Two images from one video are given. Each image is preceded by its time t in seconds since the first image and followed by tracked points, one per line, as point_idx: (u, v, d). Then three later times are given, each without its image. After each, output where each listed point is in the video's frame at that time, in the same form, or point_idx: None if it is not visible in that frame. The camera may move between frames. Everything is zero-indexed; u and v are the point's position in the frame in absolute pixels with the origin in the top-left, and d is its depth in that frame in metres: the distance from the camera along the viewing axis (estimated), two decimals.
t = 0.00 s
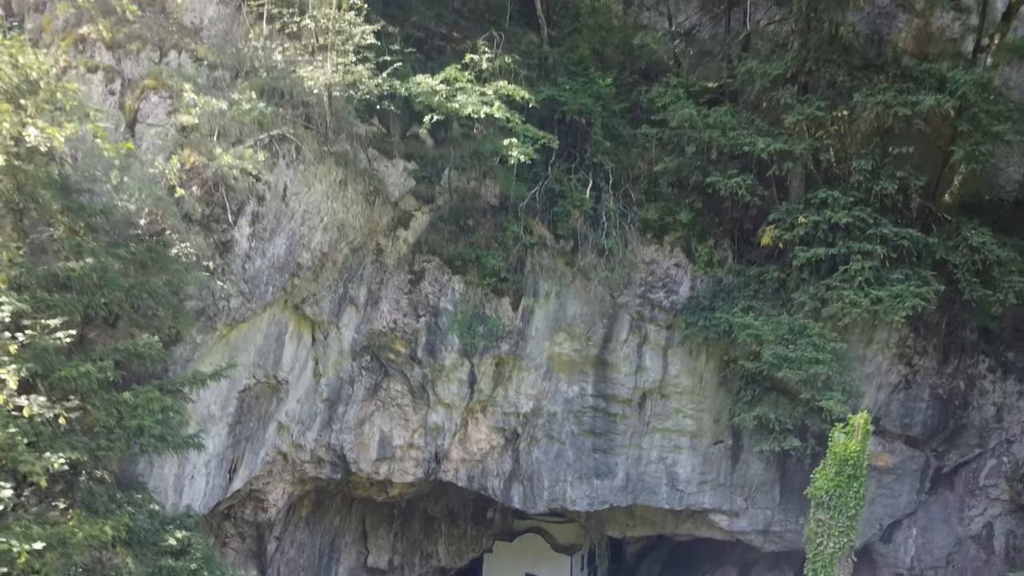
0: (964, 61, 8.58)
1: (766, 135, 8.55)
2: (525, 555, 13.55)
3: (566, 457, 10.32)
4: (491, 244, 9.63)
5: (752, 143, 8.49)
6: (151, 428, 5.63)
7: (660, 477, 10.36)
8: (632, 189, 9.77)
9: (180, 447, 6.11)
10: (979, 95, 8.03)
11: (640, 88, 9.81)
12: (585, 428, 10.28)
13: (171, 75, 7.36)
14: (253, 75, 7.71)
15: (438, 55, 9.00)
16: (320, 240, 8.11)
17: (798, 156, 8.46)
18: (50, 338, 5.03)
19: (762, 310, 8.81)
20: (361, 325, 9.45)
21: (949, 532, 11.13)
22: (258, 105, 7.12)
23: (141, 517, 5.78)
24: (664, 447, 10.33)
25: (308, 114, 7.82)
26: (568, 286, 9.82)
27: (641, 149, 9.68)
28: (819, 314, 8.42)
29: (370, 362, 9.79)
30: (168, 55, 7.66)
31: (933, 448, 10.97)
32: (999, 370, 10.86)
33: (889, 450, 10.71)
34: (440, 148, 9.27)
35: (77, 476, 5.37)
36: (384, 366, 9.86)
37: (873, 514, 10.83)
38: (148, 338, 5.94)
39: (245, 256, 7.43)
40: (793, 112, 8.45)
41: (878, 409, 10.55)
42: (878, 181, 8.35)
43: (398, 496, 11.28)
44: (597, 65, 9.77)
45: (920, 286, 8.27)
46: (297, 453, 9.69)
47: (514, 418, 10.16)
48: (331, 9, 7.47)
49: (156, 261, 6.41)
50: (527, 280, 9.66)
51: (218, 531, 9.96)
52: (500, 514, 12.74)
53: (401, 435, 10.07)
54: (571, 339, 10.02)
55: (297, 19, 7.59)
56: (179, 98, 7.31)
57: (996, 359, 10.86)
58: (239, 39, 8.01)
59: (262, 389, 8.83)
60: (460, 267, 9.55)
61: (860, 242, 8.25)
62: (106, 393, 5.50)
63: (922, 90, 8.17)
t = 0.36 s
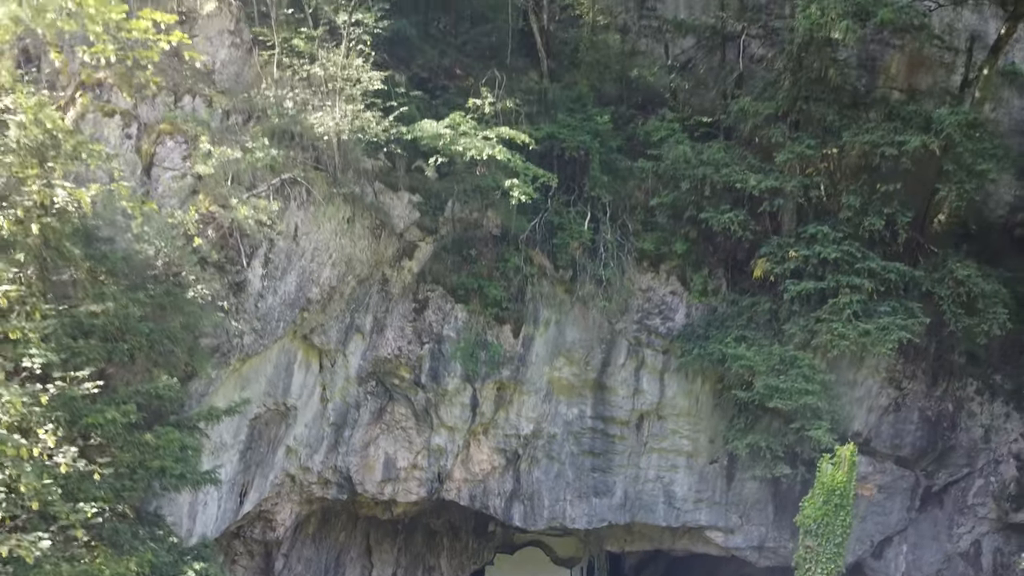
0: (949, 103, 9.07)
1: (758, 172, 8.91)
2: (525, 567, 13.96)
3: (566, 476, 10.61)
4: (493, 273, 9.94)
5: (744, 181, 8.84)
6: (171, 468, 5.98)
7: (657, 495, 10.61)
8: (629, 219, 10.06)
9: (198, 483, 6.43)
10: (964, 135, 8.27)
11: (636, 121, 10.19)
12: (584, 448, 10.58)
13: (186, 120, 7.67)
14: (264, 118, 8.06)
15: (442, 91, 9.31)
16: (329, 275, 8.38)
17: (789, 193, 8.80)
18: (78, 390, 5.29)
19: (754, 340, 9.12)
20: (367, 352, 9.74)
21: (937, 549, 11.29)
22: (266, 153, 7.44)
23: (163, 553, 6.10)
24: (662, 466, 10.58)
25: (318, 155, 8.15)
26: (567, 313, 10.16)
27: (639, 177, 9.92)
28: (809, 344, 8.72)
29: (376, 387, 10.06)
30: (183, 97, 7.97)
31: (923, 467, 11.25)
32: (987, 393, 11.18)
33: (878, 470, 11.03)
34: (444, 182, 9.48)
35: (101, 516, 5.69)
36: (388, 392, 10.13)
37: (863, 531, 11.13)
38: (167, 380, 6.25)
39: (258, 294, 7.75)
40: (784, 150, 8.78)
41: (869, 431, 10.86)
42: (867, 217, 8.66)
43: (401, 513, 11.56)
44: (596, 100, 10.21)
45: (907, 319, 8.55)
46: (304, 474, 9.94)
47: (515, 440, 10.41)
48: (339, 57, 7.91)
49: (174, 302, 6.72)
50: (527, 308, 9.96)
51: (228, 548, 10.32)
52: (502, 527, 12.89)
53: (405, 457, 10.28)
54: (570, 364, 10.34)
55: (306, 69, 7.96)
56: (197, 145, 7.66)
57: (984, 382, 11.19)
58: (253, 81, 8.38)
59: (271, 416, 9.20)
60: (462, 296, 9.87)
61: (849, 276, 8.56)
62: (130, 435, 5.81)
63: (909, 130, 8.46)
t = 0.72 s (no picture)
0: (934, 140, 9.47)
1: (750, 206, 9.26)
2: None
3: (565, 494, 10.91)
4: (494, 300, 10.30)
5: (736, 215, 9.19)
6: (189, 503, 6.29)
7: (654, 512, 10.91)
8: (626, 246, 10.37)
9: (213, 514, 6.73)
10: (949, 172, 8.57)
11: (632, 151, 10.58)
12: (583, 467, 10.88)
13: (199, 161, 7.95)
14: (274, 157, 8.28)
15: (446, 128, 9.75)
16: (336, 307, 8.76)
17: (779, 227, 9.13)
18: (105, 434, 5.65)
19: (746, 367, 9.45)
20: (372, 377, 10.03)
21: (927, 565, 11.55)
22: (276, 197, 7.64)
23: None
24: (658, 484, 10.88)
25: (326, 193, 8.48)
26: (566, 338, 10.43)
27: (635, 206, 10.24)
28: (799, 372, 9.04)
29: (380, 410, 10.42)
30: (196, 140, 8.32)
31: (913, 485, 11.55)
32: (975, 414, 11.45)
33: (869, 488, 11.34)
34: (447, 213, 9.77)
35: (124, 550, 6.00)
36: (393, 414, 10.49)
37: (854, 546, 11.41)
38: (184, 417, 6.53)
39: (269, 329, 8.07)
40: (775, 186, 9.11)
41: (859, 450, 11.21)
42: (854, 250, 8.95)
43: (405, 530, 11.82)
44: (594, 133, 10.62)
45: (894, 348, 8.87)
46: (311, 494, 10.15)
47: (516, 459, 10.74)
48: (347, 99, 8.14)
49: (189, 339, 6.98)
50: (528, 333, 10.30)
51: (237, 566, 10.39)
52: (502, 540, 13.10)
53: (409, 476, 10.60)
54: (569, 387, 10.63)
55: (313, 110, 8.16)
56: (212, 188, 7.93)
57: (971, 403, 11.45)
58: (264, 121, 8.64)
59: (280, 440, 9.42)
60: (464, 323, 10.20)
61: (837, 306, 8.88)
62: (150, 472, 6.11)
63: (896, 166, 8.75)
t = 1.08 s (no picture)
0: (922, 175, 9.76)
1: (741, 239, 9.63)
2: None
3: (563, 512, 11.16)
4: (495, 327, 10.61)
5: (728, 248, 9.56)
6: (206, 537, 6.64)
7: (650, 530, 11.11)
8: (623, 274, 10.69)
9: (226, 545, 7.09)
10: (933, 210, 8.97)
11: (628, 180, 10.93)
12: (581, 486, 11.14)
13: (212, 203, 8.24)
14: (283, 197, 8.59)
15: (448, 162, 10.10)
16: (343, 338, 9.13)
17: (768, 260, 9.51)
18: (130, 476, 6.02)
19: (739, 395, 9.78)
20: (376, 402, 10.35)
21: None
22: (286, 240, 7.91)
23: None
24: (654, 502, 11.10)
25: (334, 231, 8.83)
26: (564, 364, 10.74)
27: (631, 235, 10.57)
28: (788, 401, 9.39)
29: (384, 433, 10.73)
30: (209, 179, 8.54)
31: (902, 503, 11.87)
32: (962, 435, 11.79)
33: (860, 506, 11.58)
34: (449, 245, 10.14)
35: None
36: (396, 437, 10.79)
37: (846, 563, 11.68)
38: (201, 455, 6.86)
39: (279, 363, 8.41)
40: (765, 221, 9.49)
41: (850, 471, 11.48)
42: (842, 283, 9.28)
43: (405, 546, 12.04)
44: (592, 165, 10.98)
45: (880, 378, 9.21)
46: (317, 515, 10.47)
47: (516, 480, 11.01)
48: (355, 142, 8.49)
49: (206, 377, 7.23)
50: (526, 360, 10.63)
51: None
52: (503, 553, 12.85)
53: (411, 497, 10.87)
54: (568, 410, 10.89)
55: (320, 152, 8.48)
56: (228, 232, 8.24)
57: (958, 425, 11.79)
58: (274, 159, 9.06)
59: (287, 464, 9.75)
60: (466, 350, 10.54)
61: (825, 337, 9.21)
62: (170, 508, 6.48)
63: (882, 203, 9.09)
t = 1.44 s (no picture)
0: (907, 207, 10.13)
1: (733, 269, 9.96)
2: None
3: (562, 529, 11.37)
4: (495, 351, 10.90)
5: (721, 277, 9.90)
6: (220, 566, 6.97)
7: (646, 545, 11.32)
8: (619, 299, 10.99)
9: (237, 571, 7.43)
10: (917, 243, 9.34)
11: (625, 208, 11.28)
12: (579, 503, 11.39)
13: (223, 240, 8.56)
14: (291, 233, 8.91)
15: (449, 192, 10.43)
16: (348, 366, 9.49)
17: (759, 290, 9.82)
18: (149, 511, 6.37)
19: (730, 419, 10.11)
20: (380, 424, 10.67)
21: None
22: (295, 276, 8.24)
23: None
24: (651, 518, 11.33)
25: (340, 263, 9.18)
26: (563, 387, 11.09)
27: (627, 261, 10.89)
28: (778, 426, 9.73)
29: (387, 454, 11.03)
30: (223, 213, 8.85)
31: (892, 519, 12.12)
32: (949, 454, 12.08)
33: (851, 523, 11.86)
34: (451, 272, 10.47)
35: None
36: (398, 457, 11.08)
37: None
38: (214, 486, 7.15)
39: (288, 394, 8.72)
40: (756, 252, 9.83)
41: (840, 489, 11.76)
42: (830, 311, 9.57)
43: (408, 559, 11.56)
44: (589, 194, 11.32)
45: (867, 403, 9.54)
46: (322, 533, 10.63)
47: (515, 498, 11.24)
48: (362, 179, 8.77)
49: (217, 409, 7.48)
50: (526, 384, 10.94)
51: None
52: None
53: (414, 515, 11.17)
54: (565, 430, 11.24)
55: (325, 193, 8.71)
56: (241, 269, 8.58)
57: (946, 444, 12.08)
58: (281, 196, 9.40)
59: (295, 486, 9.82)
60: (467, 374, 10.84)
61: (814, 364, 9.54)
62: (186, 539, 6.79)
63: (869, 236, 9.43)
